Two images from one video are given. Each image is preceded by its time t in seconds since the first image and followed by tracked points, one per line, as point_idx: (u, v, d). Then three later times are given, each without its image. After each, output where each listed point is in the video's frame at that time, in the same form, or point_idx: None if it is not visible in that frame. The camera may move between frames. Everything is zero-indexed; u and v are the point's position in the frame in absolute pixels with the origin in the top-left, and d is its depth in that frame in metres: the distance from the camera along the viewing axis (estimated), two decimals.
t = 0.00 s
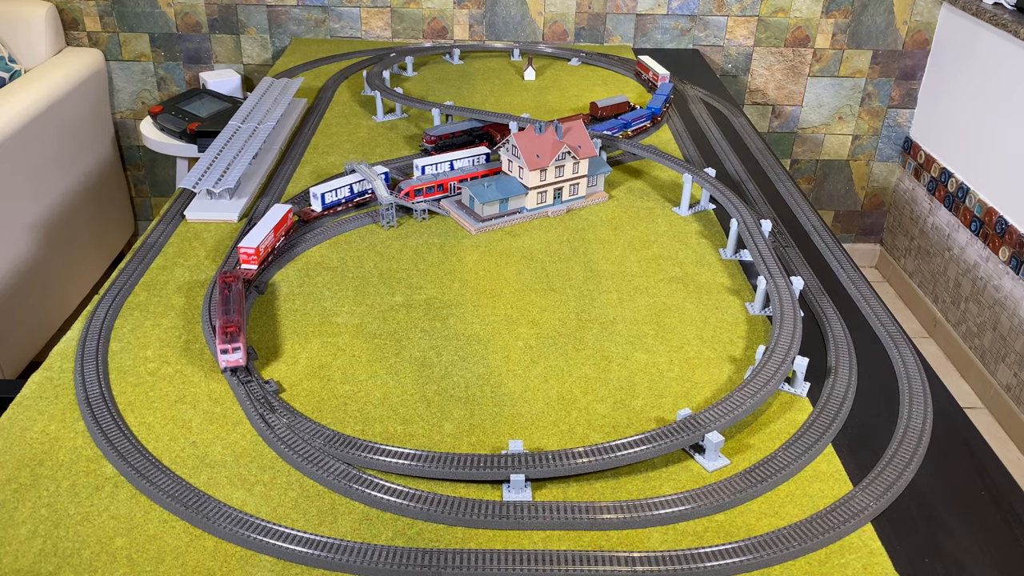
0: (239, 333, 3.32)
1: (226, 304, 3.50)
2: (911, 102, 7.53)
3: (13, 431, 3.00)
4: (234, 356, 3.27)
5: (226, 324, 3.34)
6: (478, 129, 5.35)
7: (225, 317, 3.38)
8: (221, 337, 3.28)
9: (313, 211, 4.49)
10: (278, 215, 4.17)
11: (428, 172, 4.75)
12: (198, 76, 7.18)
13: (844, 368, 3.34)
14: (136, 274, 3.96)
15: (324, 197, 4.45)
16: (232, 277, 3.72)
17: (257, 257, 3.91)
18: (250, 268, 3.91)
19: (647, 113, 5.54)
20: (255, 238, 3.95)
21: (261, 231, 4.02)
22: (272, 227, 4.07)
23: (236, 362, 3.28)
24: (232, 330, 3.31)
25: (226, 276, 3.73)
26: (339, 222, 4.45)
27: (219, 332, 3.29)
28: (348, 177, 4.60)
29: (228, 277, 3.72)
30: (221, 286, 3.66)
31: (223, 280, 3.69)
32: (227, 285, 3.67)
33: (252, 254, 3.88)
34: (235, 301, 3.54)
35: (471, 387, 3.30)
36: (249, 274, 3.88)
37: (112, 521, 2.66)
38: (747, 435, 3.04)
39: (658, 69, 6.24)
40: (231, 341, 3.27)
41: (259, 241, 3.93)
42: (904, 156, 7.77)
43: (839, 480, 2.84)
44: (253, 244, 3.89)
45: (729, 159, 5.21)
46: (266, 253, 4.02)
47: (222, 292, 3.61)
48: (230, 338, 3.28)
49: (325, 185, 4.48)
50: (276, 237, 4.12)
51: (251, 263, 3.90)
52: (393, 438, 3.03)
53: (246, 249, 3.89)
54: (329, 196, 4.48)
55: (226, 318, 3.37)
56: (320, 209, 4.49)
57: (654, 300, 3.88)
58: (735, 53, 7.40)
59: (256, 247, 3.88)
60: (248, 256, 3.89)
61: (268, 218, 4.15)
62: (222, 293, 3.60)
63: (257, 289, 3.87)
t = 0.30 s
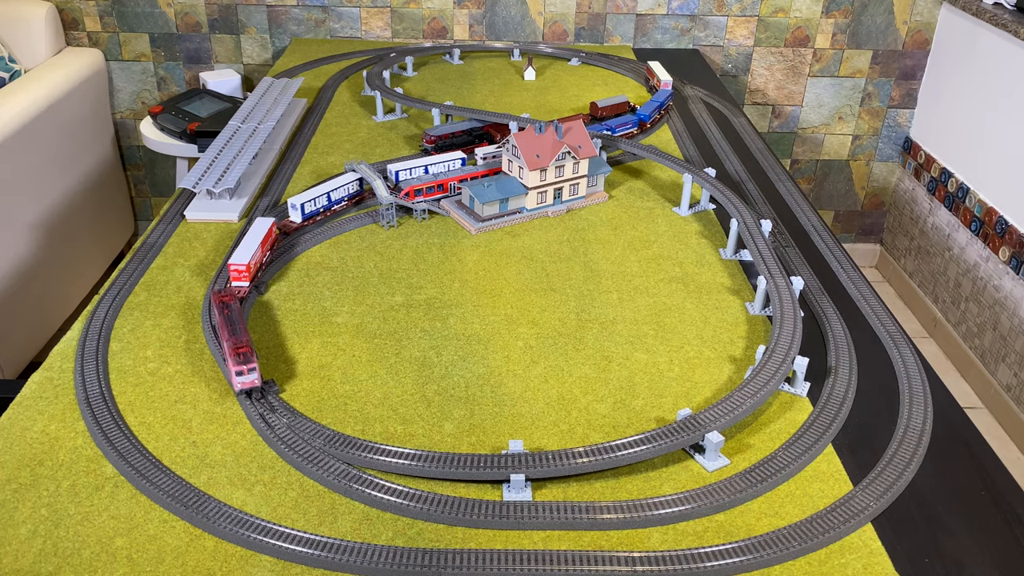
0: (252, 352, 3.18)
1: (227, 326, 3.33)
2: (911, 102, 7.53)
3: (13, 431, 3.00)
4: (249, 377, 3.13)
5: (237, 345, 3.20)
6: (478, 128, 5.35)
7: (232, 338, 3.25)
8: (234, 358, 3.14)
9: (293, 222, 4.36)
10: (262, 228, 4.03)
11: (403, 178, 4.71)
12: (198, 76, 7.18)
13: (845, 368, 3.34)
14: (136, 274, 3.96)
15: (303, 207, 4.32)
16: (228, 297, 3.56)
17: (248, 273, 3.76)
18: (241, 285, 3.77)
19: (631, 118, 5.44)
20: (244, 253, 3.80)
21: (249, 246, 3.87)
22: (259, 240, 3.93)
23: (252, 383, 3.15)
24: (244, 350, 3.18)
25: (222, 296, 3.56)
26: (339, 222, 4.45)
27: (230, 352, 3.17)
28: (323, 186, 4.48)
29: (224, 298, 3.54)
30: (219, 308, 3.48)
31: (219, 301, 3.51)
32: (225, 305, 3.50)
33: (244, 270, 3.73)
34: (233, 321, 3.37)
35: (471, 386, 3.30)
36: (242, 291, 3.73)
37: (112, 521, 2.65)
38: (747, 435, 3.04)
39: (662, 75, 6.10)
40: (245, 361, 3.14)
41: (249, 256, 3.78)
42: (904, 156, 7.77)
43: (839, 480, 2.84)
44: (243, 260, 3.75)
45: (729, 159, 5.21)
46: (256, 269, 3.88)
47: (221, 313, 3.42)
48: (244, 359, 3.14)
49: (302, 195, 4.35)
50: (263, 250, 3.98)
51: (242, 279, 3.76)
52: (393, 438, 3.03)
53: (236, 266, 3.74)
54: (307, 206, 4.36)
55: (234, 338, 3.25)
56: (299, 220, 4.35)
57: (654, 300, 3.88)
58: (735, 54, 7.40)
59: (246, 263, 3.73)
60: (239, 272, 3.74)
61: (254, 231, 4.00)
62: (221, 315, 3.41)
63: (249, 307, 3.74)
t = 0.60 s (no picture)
0: (267, 374, 3.06)
1: (232, 348, 3.17)
2: (911, 102, 7.53)
3: (13, 431, 3.00)
4: (267, 400, 3.01)
5: (251, 367, 3.08)
6: (478, 128, 5.35)
7: (243, 359, 3.11)
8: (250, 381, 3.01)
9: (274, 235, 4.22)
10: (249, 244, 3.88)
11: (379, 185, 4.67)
12: (198, 76, 7.18)
13: (845, 368, 3.34)
14: (136, 274, 3.96)
15: (285, 219, 4.19)
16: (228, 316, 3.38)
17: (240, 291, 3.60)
18: (234, 303, 3.63)
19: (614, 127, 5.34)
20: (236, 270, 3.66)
21: (240, 262, 3.73)
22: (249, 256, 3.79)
23: (269, 406, 3.03)
24: (259, 371, 3.06)
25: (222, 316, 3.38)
26: (339, 222, 4.45)
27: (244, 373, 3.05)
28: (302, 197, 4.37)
29: (223, 319, 3.36)
30: (220, 330, 3.29)
31: (219, 323, 3.33)
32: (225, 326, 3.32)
33: (236, 288, 3.60)
34: (236, 342, 3.20)
35: (471, 386, 3.30)
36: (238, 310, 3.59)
37: (112, 521, 2.66)
38: (747, 435, 3.04)
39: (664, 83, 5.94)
40: (262, 384, 3.01)
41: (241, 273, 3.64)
42: (904, 156, 7.77)
43: (839, 480, 2.84)
44: (235, 278, 3.61)
45: (729, 159, 5.21)
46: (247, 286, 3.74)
47: (224, 335, 3.25)
48: (261, 381, 3.01)
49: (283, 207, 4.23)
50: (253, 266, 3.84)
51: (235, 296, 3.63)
52: (393, 438, 3.03)
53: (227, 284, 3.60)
54: (289, 218, 4.23)
55: (244, 359, 3.11)
56: (281, 233, 4.22)
57: (654, 300, 3.88)
58: (735, 53, 7.40)
59: (239, 280, 3.60)
60: (232, 291, 3.61)
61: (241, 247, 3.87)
62: (225, 337, 3.23)
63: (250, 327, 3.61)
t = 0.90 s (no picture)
0: (283, 396, 2.94)
1: (246, 368, 3.06)
2: (911, 102, 7.53)
3: (13, 431, 3.00)
4: (285, 423, 2.89)
5: (265, 390, 2.95)
6: (478, 128, 5.35)
7: (258, 380, 2.99)
8: (266, 404, 2.89)
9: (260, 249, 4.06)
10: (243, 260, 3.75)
11: (354, 192, 4.60)
12: (198, 76, 7.18)
13: (844, 368, 3.34)
14: (136, 274, 3.96)
15: (271, 231, 4.04)
16: (237, 335, 3.27)
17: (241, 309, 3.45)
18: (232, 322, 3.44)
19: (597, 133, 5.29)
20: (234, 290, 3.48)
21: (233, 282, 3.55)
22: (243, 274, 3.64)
23: (287, 429, 2.91)
24: (276, 395, 2.94)
25: (231, 336, 3.27)
26: (339, 222, 4.45)
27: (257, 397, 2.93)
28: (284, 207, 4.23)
29: (232, 338, 3.25)
30: (232, 350, 3.17)
31: (228, 343, 3.21)
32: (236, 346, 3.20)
33: (235, 308, 3.42)
34: (250, 362, 3.10)
35: (471, 387, 3.30)
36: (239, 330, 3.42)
37: (112, 521, 2.65)
38: (747, 435, 3.04)
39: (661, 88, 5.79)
40: (279, 408, 2.89)
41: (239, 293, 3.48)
42: (904, 156, 7.77)
43: (839, 480, 2.84)
44: (234, 297, 3.43)
45: (729, 159, 5.21)
46: (245, 302, 3.65)
47: (237, 356, 3.13)
48: (278, 404, 2.89)
49: (267, 219, 4.06)
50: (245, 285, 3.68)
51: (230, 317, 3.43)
52: (393, 438, 3.03)
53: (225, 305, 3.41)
54: (274, 231, 4.08)
55: (259, 381, 3.00)
56: (267, 246, 4.07)
57: (654, 300, 3.88)
58: (735, 54, 7.40)
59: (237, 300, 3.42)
60: (230, 310, 3.42)
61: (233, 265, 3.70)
62: (237, 358, 3.12)
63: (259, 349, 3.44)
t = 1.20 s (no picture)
0: (308, 418, 2.87)
1: (265, 391, 2.98)
2: (911, 102, 7.53)
3: (13, 431, 3.00)
4: (313, 445, 2.81)
5: (288, 412, 2.87)
6: (478, 128, 5.35)
7: (280, 402, 2.92)
8: (292, 427, 2.81)
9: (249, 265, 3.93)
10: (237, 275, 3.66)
11: (333, 200, 4.50)
12: (198, 76, 7.18)
13: (844, 368, 3.34)
14: (136, 274, 3.97)
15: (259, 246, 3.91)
16: (249, 356, 3.17)
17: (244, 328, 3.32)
18: (236, 343, 3.31)
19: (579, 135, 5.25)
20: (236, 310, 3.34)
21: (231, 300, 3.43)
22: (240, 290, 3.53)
23: (315, 452, 2.83)
24: (300, 416, 2.86)
25: (243, 357, 3.17)
26: (340, 222, 4.45)
27: (280, 420, 2.84)
28: (269, 219, 4.10)
29: (244, 358, 3.16)
30: (245, 373, 3.07)
31: (241, 364, 3.12)
32: (249, 368, 3.11)
33: (239, 326, 3.29)
34: (265, 383, 3.01)
35: (471, 386, 3.30)
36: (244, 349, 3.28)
37: (112, 521, 2.65)
38: (747, 435, 3.04)
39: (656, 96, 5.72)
40: (304, 430, 2.81)
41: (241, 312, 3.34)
42: (904, 156, 7.77)
43: (839, 480, 2.84)
44: (235, 315, 3.30)
45: (729, 159, 5.21)
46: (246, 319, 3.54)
47: (251, 378, 3.03)
48: (303, 426, 2.82)
49: (255, 233, 3.92)
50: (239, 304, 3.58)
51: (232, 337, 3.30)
52: (393, 438, 3.03)
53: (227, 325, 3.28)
54: (262, 244, 3.95)
55: (279, 403, 2.91)
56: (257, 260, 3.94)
57: (654, 300, 3.88)
58: (735, 53, 7.40)
59: (240, 317, 3.30)
60: (233, 329, 3.29)
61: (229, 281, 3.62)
62: (252, 380, 3.02)
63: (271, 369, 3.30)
